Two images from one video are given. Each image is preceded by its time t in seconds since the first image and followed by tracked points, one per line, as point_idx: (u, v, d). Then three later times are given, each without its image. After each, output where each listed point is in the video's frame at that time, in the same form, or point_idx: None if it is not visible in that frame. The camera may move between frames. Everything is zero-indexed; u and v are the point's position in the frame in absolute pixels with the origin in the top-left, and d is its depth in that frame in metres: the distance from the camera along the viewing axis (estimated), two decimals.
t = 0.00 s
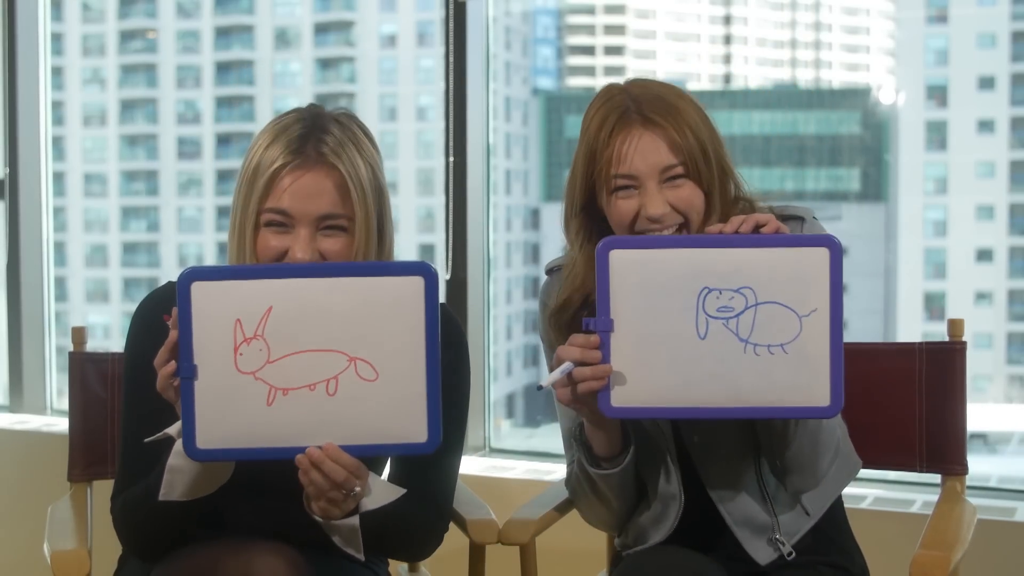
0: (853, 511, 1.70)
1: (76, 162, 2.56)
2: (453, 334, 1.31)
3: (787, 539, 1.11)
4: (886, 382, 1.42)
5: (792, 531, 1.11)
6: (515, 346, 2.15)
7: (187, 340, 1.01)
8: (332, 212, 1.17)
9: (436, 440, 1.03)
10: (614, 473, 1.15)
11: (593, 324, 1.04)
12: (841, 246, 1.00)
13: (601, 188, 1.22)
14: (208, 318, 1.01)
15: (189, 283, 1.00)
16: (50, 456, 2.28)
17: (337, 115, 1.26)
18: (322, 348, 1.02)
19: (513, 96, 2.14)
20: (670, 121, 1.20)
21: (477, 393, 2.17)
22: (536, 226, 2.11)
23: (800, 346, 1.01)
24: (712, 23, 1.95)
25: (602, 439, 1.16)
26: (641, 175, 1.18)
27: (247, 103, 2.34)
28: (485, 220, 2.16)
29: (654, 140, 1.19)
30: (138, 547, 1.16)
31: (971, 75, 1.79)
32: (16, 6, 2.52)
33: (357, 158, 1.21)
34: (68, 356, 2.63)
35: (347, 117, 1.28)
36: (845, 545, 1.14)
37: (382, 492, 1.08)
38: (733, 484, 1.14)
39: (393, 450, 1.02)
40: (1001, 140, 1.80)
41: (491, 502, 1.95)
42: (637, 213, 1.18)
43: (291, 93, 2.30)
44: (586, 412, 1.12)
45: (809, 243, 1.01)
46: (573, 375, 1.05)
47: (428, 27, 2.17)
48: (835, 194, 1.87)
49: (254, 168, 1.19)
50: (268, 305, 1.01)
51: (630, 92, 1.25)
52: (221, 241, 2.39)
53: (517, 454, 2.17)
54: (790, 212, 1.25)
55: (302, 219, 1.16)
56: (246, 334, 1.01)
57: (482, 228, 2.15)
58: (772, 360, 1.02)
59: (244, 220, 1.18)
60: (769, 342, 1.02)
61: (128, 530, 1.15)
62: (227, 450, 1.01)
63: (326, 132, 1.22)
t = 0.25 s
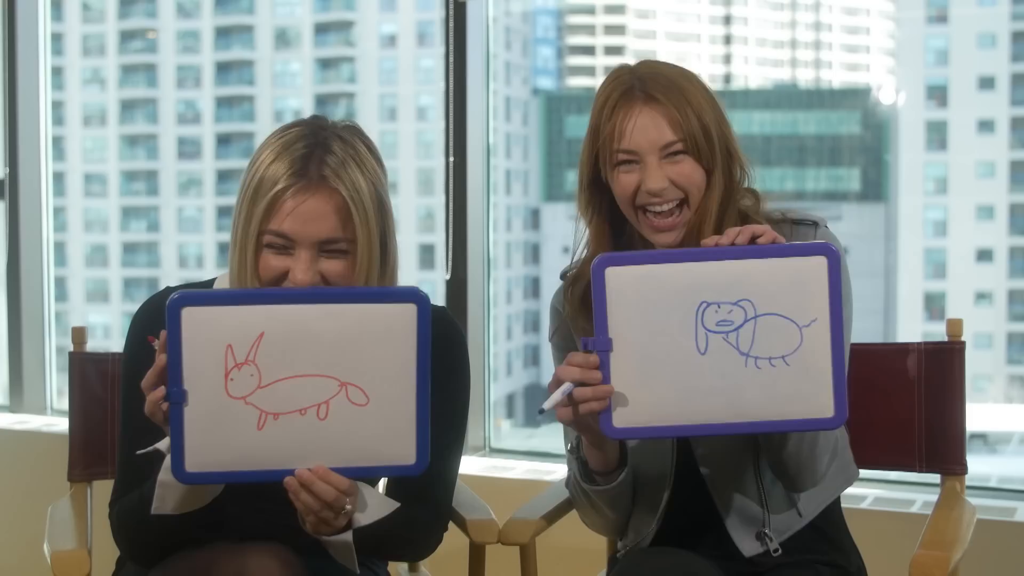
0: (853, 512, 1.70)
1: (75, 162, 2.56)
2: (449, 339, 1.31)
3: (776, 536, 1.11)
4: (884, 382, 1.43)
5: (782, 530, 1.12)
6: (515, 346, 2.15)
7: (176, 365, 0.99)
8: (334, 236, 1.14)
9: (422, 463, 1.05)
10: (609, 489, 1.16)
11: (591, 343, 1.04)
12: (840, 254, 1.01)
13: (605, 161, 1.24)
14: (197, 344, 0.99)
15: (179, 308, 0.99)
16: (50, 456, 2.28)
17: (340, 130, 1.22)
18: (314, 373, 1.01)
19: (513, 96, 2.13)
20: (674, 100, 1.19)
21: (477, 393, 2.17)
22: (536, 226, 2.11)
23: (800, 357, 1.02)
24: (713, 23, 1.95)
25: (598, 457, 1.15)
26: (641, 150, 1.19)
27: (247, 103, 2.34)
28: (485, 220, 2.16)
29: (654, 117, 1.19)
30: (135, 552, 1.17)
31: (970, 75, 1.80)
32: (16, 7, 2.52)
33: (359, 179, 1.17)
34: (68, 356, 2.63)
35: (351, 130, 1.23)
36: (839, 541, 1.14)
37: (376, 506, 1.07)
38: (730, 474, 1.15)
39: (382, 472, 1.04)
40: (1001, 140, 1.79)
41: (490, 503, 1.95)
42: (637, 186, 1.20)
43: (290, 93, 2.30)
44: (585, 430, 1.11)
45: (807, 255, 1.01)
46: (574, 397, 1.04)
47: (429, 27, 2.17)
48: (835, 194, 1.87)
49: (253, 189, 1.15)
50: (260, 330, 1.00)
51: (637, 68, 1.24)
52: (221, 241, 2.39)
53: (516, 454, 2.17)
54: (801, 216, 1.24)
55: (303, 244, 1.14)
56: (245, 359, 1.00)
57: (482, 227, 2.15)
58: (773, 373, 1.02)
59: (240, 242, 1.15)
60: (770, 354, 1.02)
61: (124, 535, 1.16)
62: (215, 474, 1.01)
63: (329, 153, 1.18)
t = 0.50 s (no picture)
0: (853, 512, 1.70)
1: (75, 162, 2.56)
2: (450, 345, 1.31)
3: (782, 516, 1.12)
4: (883, 382, 1.43)
5: (788, 511, 1.13)
6: (515, 346, 2.15)
7: (180, 371, 0.99)
8: (338, 254, 1.14)
9: (423, 472, 1.05)
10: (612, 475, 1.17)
11: (587, 336, 1.05)
12: (834, 247, 1.00)
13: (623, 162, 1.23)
14: (202, 350, 0.99)
15: (184, 314, 0.99)
16: (49, 456, 2.28)
17: (346, 146, 1.22)
18: (316, 383, 1.01)
19: (513, 96, 2.13)
20: (688, 104, 1.18)
21: (477, 393, 2.17)
22: (537, 226, 2.11)
23: (795, 350, 1.02)
24: (713, 23, 1.95)
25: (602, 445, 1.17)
26: (657, 155, 1.19)
27: (247, 103, 2.34)
28: (486, 220, 2.16)
29: (670, 122, 1.18)
30: (133, 557, 1.17)
31: (970, 75, 1.80)
32: (16, 6, 2.52)
33: (365, 196, 1.17)
34: (68, 356, 2.63)
35: (357, 145, 1.23)
36: (841, 540, 1.14)
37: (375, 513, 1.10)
38: (739, 450, 1.16)
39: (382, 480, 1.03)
40: (1001, 140, 1.80)
41: (490, 502, 1.95)
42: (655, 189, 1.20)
43: (290, 93, 2.30)
44: (584, 420, 1.13)
45: (803, 247, 1.01)
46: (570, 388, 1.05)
47: (429, 27, 2.17)
48: (836, 194, 1.87)
49: (258, 206, 1.15)
50: (264, 337, 1.00)
51: (651, 69, 1.24)
52: (221, 240, 2.39)
53: (516, 454, 2.17)
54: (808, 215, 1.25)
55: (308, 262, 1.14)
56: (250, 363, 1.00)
57: (482, 227, 2.15)
58: (768, 365, 1.02)
59: (246, 259, 1.15)
60: (765, 347, 1.02)
61: (122, 540, 1.16)
62: (220, 478, 1.01)
63: (335, 170, 1.18)
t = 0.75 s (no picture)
0: (853, 512, 1.70)
1: (75, 162, 2.56)
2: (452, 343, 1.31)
3: (787, 524, 1.12)
4: (883, 382, 1.42)
5: (792, 518, 1.12)
6: (515, 346, 2.15)
7: (179, 375, 0.98)
8: (339, 264, 1.14)
9: (424, 468, 1.06)
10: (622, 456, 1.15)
11: (601, 308, 1.05)
12: (847, 235, 1.01)
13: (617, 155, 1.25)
14: (201, 354, 0.98)
15: (182, 319, 0.98)
16: (50, 456, 2.28)
17: (348, 153, 1.22)
18: (316, 383, 1.01)
19: (513, 96, 2.13)
20: (679, 105, 1.18)
21: (477, 393, 2.17)
22: (537, 226, 2.11)
23: (805, 333, 1.02)
24: (713, 23, 1.95)
25: (612, 425, 1.15)
26: (644, 147, 1.20)
27: (247, 103, 2.34)
28: (486, 220, 2.16)
29: (658, 116, 1.19)
30: (134, 557, 1.18)
31: (971, 75, 1.80)
32: (16, 6, 2.52)
33: (367, 205, 1.17)
34: (68, 356, 2.63)
35: (360, 154, 1.23)
36: (841, 541, 1.14)
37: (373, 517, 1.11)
38: (744, 458, 1.15)
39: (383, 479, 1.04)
40: (1001, 140, 1.79)
41: (490, 502, 1.95)
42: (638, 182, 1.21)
43: (290, 93, 2.30)
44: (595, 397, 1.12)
45: (816, 233, 1.01)
46: (581, 360, 1.05)
47: (429, 27, 2.17)
48: (835, 194, 1.87)
49: (259, 215, 1.15)
50: (263, 339, 1.00)
51: (650, 70, 1.24)
52: (221, 240, 2.40)
53: (516, 454, 2.17)
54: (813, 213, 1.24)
55: (308, 272, 1.13)
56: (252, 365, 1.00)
57: (482, 227, 2.15)
58: (778, 348, 1.02)
59: (245, 267, 1.15)
60: (775, 329, 1.02)
61: (123, 540, 1.16)
62: (222, 480, 1.01)
63: (337, 179, 1.17)
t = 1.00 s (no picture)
0: (854, 512, 1.69)
1: (75, 162, 2.56)
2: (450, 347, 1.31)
3: (786, 536, 1.11)
4: (885, 382, 1.42)
5: (792, 530, 1.12)
6: (515, 346, 2.15)
7: (180, 379, 0.98)
8: (341, 266, 1.14)
9: (426, 472, 1.05)
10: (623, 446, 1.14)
11: (615, 290, 1.05)
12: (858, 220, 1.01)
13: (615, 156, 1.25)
14: (201, 358, 0.98)
15: (183, 321, 0.97)
16: (50, 457, 2.28)
17: (348, 157, 1.22)
18: (317, 388, 1.01)
19: (512, 96, 2.13)
20: (675, 105, 1.19)
21: (477, 393, 2.17)
22: (537, 226, 2.11)
23: (816, 316, 1.02)
24: (713, 23, 1.95)
25: (616, 416, 1.16)
26: (641, 147, 1.20)
27: (246, 103, 2.35)
28: (485, 220, 2.16)
29: (654, 117, 1.19)
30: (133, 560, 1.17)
31: (971, 75, 1.80)
32: (16, 6, 2.52)
33: (367, 207, 1.17)
34: (68, 356, 2.63)
35: (359, 158, 1.23)
36: (843, 542, 1.14)
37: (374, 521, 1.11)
38: (744, 473, 1.13)
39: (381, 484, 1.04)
40: (1001, 140, 1.79)
41: (491, 503, 1.95)
42: (637, 185, 1.21)
43: (290, 93, 2.30)
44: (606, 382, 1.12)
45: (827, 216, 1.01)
46: (594, 338, 1.05)
47: (429, 27, 2.17)
48: (835, 194, 1.87)
49: (258, 217, 1.14)
50: (265, 344, 0.99)
51: (643, 69, 1.24)
52: (221, 241, 2.40)
53: (516, 454, 2.17)
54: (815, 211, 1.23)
55: (309, 274, 1.14)
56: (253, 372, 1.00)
57: (482, 227, 2.15)
58: (788, 329, 1.02)
59: (243, 271, 1.15)
60: (786, 311, 1.02)
61: (123, 544, 1.16)
62: (221, 484, 1.00)
63: (337, 182, 1.17)
